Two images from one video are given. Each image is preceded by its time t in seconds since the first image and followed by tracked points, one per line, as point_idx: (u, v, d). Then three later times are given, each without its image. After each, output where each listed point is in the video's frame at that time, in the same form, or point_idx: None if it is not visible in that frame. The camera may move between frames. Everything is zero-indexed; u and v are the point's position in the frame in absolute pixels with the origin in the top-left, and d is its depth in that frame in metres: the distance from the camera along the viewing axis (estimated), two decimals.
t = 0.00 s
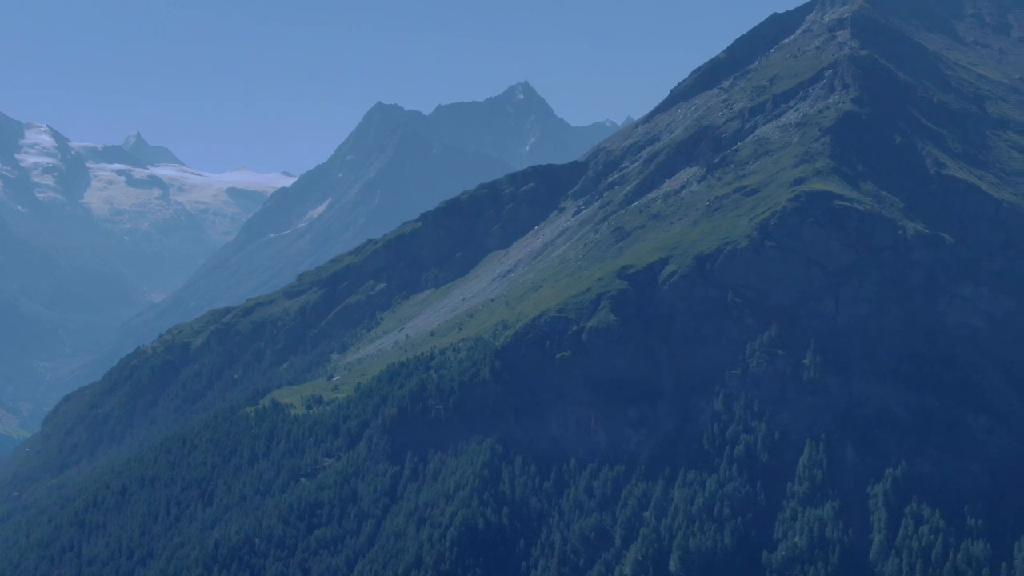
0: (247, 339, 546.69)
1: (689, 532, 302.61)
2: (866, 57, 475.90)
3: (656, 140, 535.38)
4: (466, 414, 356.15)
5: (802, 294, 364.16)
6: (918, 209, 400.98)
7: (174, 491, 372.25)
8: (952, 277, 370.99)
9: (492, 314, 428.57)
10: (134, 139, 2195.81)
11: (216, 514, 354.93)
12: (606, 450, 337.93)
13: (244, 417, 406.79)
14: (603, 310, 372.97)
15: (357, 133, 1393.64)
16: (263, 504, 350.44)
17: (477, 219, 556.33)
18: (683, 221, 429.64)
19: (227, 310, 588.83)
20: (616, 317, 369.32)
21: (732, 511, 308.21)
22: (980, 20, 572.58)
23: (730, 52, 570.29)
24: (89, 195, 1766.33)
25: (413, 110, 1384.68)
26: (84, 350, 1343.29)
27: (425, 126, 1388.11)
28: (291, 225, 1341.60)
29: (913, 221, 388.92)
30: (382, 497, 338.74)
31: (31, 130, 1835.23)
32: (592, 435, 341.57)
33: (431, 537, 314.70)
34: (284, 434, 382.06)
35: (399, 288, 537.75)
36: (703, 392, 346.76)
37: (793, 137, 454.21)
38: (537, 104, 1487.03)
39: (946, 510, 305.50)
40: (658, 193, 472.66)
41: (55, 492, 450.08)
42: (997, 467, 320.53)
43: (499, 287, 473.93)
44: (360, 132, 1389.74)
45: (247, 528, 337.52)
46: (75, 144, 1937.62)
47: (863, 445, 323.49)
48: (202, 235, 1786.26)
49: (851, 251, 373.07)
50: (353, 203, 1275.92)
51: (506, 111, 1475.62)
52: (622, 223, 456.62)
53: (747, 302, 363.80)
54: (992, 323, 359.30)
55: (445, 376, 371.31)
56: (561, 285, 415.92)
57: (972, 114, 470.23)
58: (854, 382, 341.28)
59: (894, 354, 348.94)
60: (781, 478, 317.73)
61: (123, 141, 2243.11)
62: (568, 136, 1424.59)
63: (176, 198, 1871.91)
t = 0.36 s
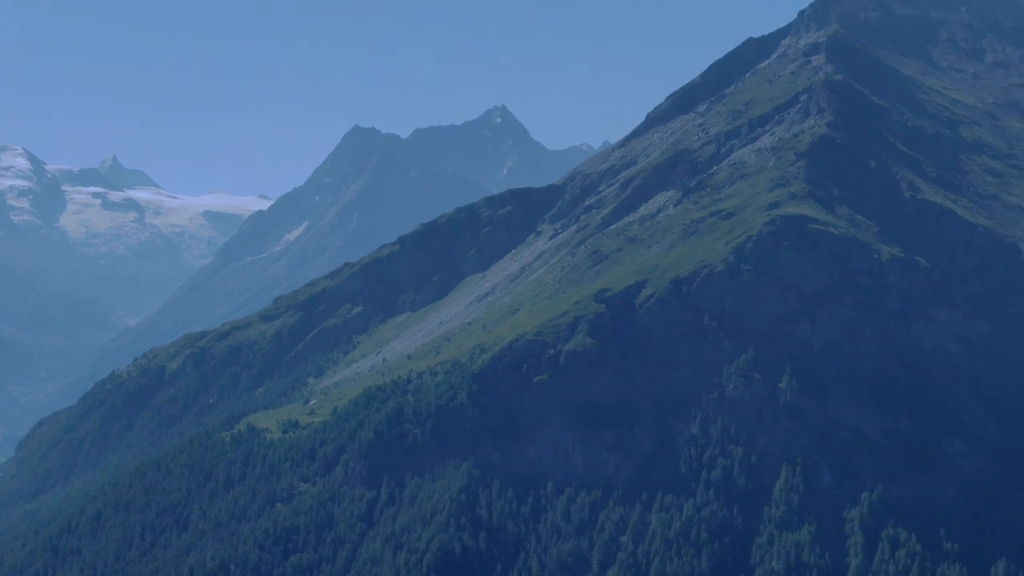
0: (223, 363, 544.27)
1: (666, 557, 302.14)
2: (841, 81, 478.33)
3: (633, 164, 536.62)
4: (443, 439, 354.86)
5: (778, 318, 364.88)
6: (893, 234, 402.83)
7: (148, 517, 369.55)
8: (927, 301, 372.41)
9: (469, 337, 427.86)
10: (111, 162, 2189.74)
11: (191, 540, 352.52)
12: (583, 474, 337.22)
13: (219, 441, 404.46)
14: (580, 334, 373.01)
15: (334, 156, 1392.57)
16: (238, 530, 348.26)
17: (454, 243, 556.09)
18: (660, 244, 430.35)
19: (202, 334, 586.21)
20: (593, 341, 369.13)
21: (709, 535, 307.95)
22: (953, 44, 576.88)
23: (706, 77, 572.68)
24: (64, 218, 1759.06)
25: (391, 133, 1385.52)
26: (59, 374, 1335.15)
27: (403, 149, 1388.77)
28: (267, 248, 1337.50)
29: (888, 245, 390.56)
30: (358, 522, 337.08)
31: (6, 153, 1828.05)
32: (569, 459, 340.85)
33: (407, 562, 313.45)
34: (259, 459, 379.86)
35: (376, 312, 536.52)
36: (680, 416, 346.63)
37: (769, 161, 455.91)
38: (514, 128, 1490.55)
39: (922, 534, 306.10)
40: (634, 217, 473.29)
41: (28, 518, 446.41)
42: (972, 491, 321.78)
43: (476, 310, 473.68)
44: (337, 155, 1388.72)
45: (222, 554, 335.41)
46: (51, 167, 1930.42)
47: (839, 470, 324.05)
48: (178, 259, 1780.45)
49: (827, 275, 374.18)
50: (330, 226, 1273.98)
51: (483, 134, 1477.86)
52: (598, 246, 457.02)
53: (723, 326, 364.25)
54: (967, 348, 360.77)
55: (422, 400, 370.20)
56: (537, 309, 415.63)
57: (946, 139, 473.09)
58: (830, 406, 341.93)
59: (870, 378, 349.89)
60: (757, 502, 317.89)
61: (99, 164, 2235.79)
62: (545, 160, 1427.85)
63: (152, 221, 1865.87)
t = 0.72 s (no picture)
0: (199, 395, 541.73)
1: None
2: (816, 114, 481.18)
3: (610, 197, 538.13)
4: (420, 471, 353.06)
5: (755, 350, 365.65)
6: (868, 266, 404.72)
7: (123, 551, 366.97)
8: (904, 333, 373.33)
9: (447, 369, 427.01)
10: (88, 194, 2183.57)
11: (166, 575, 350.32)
12: (561, 506, 336.30)
13: (196, 474, 402.08)
14: (558, 366, 372.84)
15: (312, 188, 1391.72)
16: (214, 564, 346.08)
17: (432, 275, 555.76)
18: (637, 276, 431.21)
19: (179, 366, 583.61)
20: (571, 373, 368.90)
21: (687, 568, 307.83)
22: (928, 78, 581.10)
23: (683, 110, 575.70)
24: (41, 250, 1751.84)
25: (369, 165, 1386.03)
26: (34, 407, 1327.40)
27: (381, 181, 1389.21)
28: (244, 280, 1333.05)
29: (863, 277, 392.26)
30: (335, 556, 335.62)
31: None
32: (547, 491, 340.03)
33: None
34: (236, 492, 377.45)
35: (353, 344, 535.18)
36: (658, 447, 346.39)
37: (745, 194, 457.84)
38: (492, 160, 1493.08)
39: (899, 566, 307.58)
40: (612, 249, 474.01)
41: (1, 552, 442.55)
42: (949, 523, 323.99)
43: (454, 342, 473.36)
44: (315, 187, 1387.81)
45: None
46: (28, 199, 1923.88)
47: (816, 502, 324.90)
48: (155, 291, 1773.96)
49: (803, 307, 375.41)
50: (308, 258, 1271.20)
51: (461, 167, 1479.19)
52: (576, 278, 457.46)
53: (700, 358, 364.78)
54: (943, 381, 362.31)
55: (400, 432, 368.70)
56: (515, 341, 415.23)
57: (921, 172, 476.10)
58: (807, 437, 342.62)
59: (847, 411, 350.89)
60: (735, 535, 318.70)
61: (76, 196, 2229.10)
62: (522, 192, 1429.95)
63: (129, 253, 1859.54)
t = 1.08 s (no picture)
0: (177, 422, 539.00)
1: None
2: (794, 143, 483.62)
3: (590, 224, 539.19)
4: (399, 499, 351.56)
5: (734, 377, 366.29)
6: (846, 293, 406.17)
7: None
8: (882, 360, 374.17)
9: (427, 396, 426.07)
10: (66, 220, 2176.45)
11: None
12: (541, 533, 335.78)
13: (173, 502, 399.77)
14: (538, 393, 372.58)
15: (292, 215, 1389.90)
16: None
17: (412, 302, 555.23)
18: (617, 303, 431.76)
19: (157, 392, 580.88)
20: (551, 400, 368.45)
21: None
22: (905, 107, 584.84)
23: (663, 138, 577.93)
24: (18, 276, 1744.24)
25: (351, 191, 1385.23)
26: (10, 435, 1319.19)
27: (362, 207, 1388.37)
28: (223, 307, 1328.91)
29: (842, 304, 393.68)
30: None
31: None
32: (526, 518, 339.46)
33: None
34: (213, 520, 375.05)
35: (332, 371, 533.76)
36: (638, 474, 346.30)
37: (724, 222, 459.43)
38: (473, 188, 1494.65)
39: None
40: (592, 276, 474.67)
41: None
42: (927, 550, 326.71)
43: (434, 369, 472.80)
44: (295, 214, 1386.27)
45: None
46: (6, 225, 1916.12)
47: (795, 529, 326.72)
48: (134, 317, 1767.24)
49: (782, 334, 376.20)
50: (287, 285, 1269.04)
51: (442, 193, 1480.67)
52: (556, 305, 457.64)
53: (680, 386, 365.19)
54: (922, 408, 363.33)
55: (379, 460, 367.20)
56: (495, 368, 414.85)
57: (899, 200, 478.73)
58: (786, 465, 343.33)
59: (826, 438, 351.70)
60: (715, 563, 320.83)
61: (55, 222, 2220.92)
62: (503, 220, 1431.65)
63: (107, 279, 1852.98)
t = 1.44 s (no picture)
0: (152, 451, 535.53)
1: None
2: (769, 172, 485.94)
3: (567, 252, 540.20)
4: (376, 528, 349.27)
5: (711, 406, 366.71)
6: (822, 322, 407.62)
7: None
8: (858, 389, 375.31)
9: (405, 425, 424.95)
10: (42, 248, 2167.46)
11: None
12: (518, 562, 335.22)
13: (148, 532, 396.90)
14: (515, 421, 371.90)
15: (268, 243, 1387.01)
16: None
17: (389, 330, 554.33)
18: (594, 331, 432.12)
19: (132, 421, 577.40)
20: (528, 428, 367.76)
21: None
22: (881, 137, 588.53)
23: (640, 167, 580.00)
24: None
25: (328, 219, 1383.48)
26: None
27: (339, 235, 1386.44)
28: (199, 334, 1323.47)
29: (818, 333, 395.08)
30: None
31: None
32: (504, 547, 338.34)
33: None
34: (188, 550, 372.40)
35: (309, 399, 531.76)
36: (616, 503, 345.88)
37: (701, 250, 460.87)
38: (450, 216, 1495.33)
39: None
40: (570, 303, 475.08)
41: None
42: None
43: (412, 397, 471.48)
44: (272, 241, 1383.64)
45: None
46: None
47: (771, 559, 328.62)
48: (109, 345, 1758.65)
49: (759, 363, 376.98)
50: (264, 312, 1265.85)
51: (420, 221, 1482.00)
52: (534, 332, 457.64)
53: (657, 414, 365.27)
54: (898, 436, 364.10)
55: (356, 488, 365.09)
56: (473, 396, 413.90)
57: (874, 229, 481.44)
58: (763, 494, 344.08)
59: (803, 466, 352.86)
60: None
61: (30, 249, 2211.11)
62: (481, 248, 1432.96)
63: (82, 307, 1844.34)
